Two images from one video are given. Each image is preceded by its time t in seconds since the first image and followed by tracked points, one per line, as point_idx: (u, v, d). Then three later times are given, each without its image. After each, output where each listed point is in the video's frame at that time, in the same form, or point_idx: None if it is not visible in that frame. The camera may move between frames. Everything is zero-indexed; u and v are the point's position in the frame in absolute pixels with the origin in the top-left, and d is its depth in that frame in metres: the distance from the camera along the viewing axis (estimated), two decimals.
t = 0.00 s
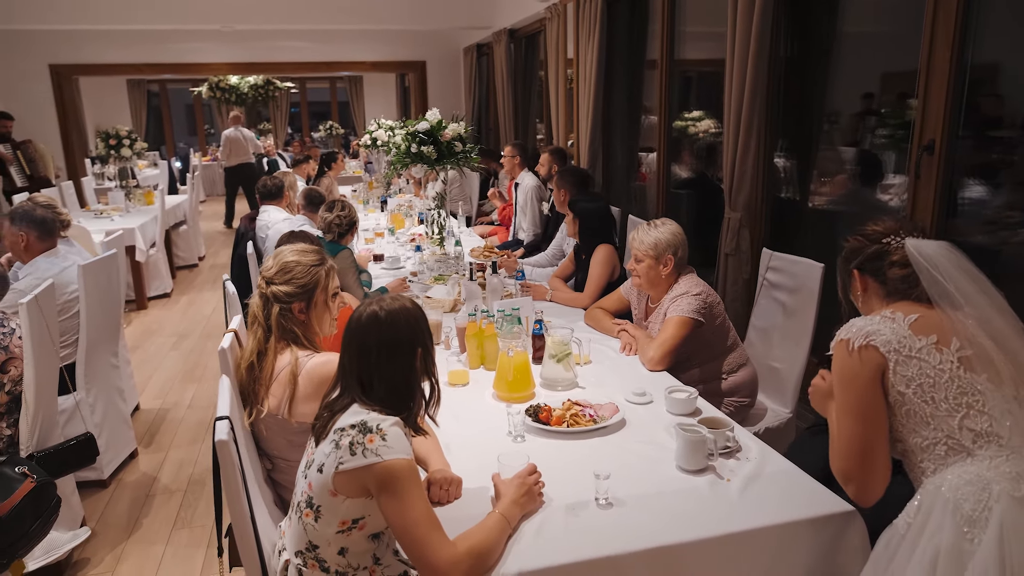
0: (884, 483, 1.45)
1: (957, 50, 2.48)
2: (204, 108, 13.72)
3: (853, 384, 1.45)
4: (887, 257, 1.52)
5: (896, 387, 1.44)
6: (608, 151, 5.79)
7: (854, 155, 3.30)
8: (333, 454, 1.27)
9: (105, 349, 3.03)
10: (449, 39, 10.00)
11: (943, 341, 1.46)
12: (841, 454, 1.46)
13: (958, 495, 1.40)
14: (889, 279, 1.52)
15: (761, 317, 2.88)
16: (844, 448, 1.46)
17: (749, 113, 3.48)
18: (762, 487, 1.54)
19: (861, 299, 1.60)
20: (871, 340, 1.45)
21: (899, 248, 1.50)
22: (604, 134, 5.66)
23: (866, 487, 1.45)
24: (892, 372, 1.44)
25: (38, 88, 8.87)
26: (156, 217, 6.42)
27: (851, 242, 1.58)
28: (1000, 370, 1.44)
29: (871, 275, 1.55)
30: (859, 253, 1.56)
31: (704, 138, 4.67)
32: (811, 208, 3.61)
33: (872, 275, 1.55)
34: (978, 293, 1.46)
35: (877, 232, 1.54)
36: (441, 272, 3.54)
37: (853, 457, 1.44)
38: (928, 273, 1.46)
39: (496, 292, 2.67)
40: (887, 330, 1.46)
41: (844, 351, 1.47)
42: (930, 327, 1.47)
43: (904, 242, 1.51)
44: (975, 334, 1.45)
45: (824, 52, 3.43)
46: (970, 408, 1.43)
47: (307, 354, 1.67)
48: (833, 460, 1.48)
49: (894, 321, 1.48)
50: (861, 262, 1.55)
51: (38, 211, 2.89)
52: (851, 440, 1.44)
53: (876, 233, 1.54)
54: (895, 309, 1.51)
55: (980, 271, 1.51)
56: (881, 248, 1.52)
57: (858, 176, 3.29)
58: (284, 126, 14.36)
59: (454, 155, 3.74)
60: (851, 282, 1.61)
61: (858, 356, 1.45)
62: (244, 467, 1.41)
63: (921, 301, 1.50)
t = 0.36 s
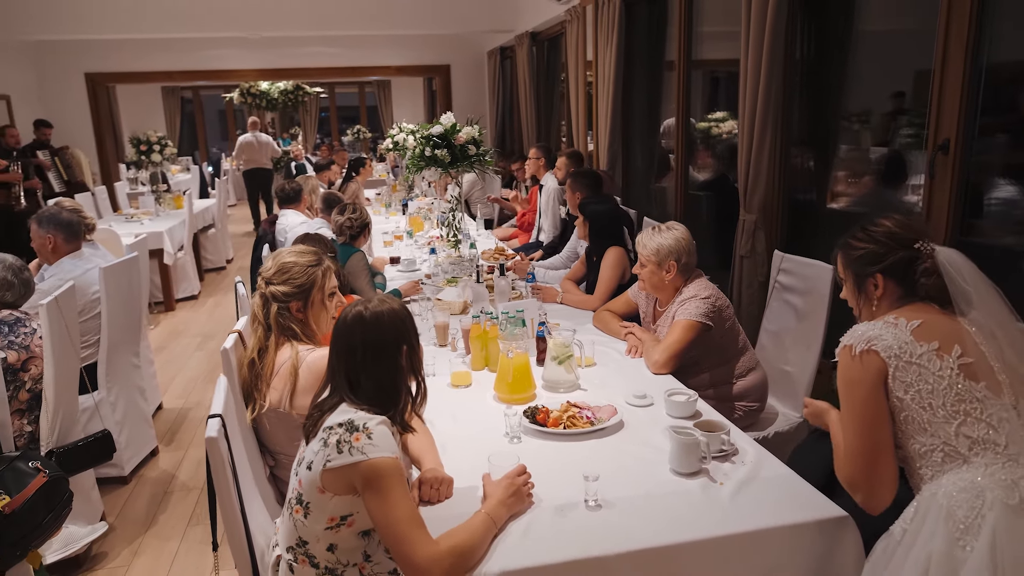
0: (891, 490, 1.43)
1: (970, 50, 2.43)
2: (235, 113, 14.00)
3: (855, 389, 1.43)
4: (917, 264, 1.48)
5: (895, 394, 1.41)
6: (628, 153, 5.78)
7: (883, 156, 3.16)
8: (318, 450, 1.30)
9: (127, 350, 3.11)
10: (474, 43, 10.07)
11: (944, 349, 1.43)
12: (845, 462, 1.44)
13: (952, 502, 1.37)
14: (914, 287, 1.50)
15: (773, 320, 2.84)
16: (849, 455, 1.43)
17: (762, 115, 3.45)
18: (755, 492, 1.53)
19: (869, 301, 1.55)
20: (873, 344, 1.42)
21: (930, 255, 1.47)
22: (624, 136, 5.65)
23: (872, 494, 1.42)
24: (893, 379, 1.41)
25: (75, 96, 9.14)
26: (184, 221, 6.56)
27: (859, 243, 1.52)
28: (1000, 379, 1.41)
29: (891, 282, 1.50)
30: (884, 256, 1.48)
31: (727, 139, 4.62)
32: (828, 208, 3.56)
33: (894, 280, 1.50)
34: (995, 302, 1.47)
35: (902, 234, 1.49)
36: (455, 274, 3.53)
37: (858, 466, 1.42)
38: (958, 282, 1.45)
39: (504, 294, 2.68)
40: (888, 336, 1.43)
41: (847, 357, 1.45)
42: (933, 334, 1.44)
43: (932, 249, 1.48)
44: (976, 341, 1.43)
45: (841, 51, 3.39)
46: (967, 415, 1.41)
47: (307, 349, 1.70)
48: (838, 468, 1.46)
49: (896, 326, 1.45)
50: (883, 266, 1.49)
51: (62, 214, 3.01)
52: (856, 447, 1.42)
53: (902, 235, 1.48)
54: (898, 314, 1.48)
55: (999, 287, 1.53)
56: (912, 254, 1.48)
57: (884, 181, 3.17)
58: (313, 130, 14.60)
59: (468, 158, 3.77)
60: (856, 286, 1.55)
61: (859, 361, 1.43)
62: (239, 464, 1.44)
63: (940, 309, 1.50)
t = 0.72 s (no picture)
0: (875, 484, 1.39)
1: (985, 51, 2.40)
2: (268, 117, 14.27)
3: (846, 379, 1.37)
4: (918, 242, 1.44)
5: (885, 386, 1.36)
6: (648, 156, 5.77)
7: (916, 158, 2.86)
8: (309, 442, 1.33)
9: (149, 348, 3.19)
10: (500, 47, 10.12)
11: (938, 340, 1.38)
12: (832, 455, 1.40)
13: (938, 503, 1.34)
14: (911, 267, 1.45)
15: (783, 325, 2.82)
16: (836, 447, 1.40)
17: (778, 120, 3.45)
18: (742, 494, 1.53)
19: (863, 282, 1.48)
20: (863, 335, 1.37)
21: (929, 233, 1.43)
22: (645, 139, 5.64)
23: (858, 490, 1.39)
24: (882, 372, 1.36)
25: (113, 101, 9.42)
26: (214, 223, 6.71)
27: (855, 221, 1.44)
28: (992, 374, 1.37)
29: (888, 262, 1.44)
30: (883, 234, 1.42)
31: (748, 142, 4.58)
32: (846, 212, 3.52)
33: (892, 260, 1.44)
34: (989, 287, 1.45)
35: (898, 209, 1.42)
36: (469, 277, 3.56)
37: (849, 456, 1.38)
38: (959, 258, 1.44)
39: (512, 296, 2.70)
40: (880, 326, 1.37)
41: (836, 347, 1.39)
42: (926, 324, 1.38)
43: (929, 227, 1.45)
44: (970, 334, 1.39)
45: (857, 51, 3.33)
46: (957, 412, 1.36)
47: (306, 347, 1.75)
48: (823, 460, 1.43)
49: (887, 314, 1.40)
50: (882, 245, 1.42)
51: (89, 213, 3.15)
52: (847, 438, 1.37)
53: (900, 210, 1.42)
54: (890, 301, 1.43)
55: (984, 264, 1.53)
56: (910, 232, 1.42)
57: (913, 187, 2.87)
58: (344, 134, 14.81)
59: (483, 161, 3.81)
60: (851, 267, 1.47)
61: (849, 353, 1.37)
62: (234, 455, 1.49)
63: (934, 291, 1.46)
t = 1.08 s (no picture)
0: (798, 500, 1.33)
1: (1001, 59, 2.36)
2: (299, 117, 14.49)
3: (799, 392, 1.28)
4: (881, 232, 1.34)
5: (842, 403, 1.28)
6: (669, 161, 5.76)
7: (944, 168, 2.68)
8: (302, 437, 1.37)
9: (168, 341, 3.27)
10: (526, 50, 10.16)
11: (905, 358, 1.27)
12: (763, 468, 1.34)
13: (885, 531, 1.28)
14: (875, 259, 1.35)
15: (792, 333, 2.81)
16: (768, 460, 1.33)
17: (793, 128, 3.43)
18: (731, 499, 1.54)
19: (826, 279, 1.38)
20: (824, 348, 1.27)
21: (893, 220, 1.34)
22: (665, 144, 5.63)
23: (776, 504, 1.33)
24: (841, 389, 1.27)
25: (146, 101, 9.64)
26: (239, 220, 6.84)
27: (812, 212, 1.34)
28: (962, 396, 1.26)
29: (853, 256, 1.35)
30: (841, 226, 1.33)
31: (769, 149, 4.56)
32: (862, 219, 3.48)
33: (856, 253, 1.34)
34: (969, 292, 1.33)
35: (858, 198, 1.33)
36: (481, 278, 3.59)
37: (784, 466, 1.30)
38: (928, 250, 1.32)
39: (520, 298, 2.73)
40: (843, 341, 1.27)
41: (791, 359, 1.29)
42: (892, 338, 1.27)
43: (892, 212, 1.34)
44: (942, 351, 1.27)
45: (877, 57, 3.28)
46: (918, 437, 1.26)
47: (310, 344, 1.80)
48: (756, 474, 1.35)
49: (850, 326, 1.29)
50: (844, 237, 1.33)
51: (111, 210, 3.24)
52: (782, 453, 1.30)
53: (861, 198, 1.33)
54: (854, 309, 1.31)
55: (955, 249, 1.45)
56: (875, 220, 1.33)
57: (937, 198, 2.67)
58: (372, 135, 14.97)
59: (499, 164, 3.85)
60: (813, 262, 1.37)
61: (803, 366, 1.28)
62: (234, 447, 1.54)
63: (902, 290, 1.35)
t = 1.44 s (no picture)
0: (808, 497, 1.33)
1: (1002, 66, 2.38)
2: (315, 119, 14.63)
3: (791, 392, 1.29)
4: (869, 231, 1.37)
5: (830, 404, 1.29)
6: (679, 165, 5.79)
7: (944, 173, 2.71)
8: (301, 427, 1.42)
9: (181, 337, 3.34)
10: (540, 53, 10.22)
11: (894, 362, 1.28)
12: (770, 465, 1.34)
13: (872, 537, 1.29)
14: (863, 258, 1.38)
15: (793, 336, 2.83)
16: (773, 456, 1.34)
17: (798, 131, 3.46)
18: (720, 495, 1.57)
19: (816, 277, 1.39)
20: (815, 348, 1.28)
21: (882, 220, 1.37)
22: (675, 148, 5.65)
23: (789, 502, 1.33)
24: (831, 390, 1.28)
25: (165, 102, 9.80)
26: (254, 220, 6.94)
27: (803, 209, 1.36)
28: (945, 402, 1.29)
29: (842, 254, 1.36)
30: (833, 223, 1.34)
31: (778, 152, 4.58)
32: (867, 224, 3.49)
33: (845, 251, 1.36)
34: (951, 297, 1.36)
35: (848, 196, 1.36)
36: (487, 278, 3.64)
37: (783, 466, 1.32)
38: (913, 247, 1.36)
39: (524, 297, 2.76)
40: (834, 340, 1.28)
41: (784, 357, 1.30)
42: (881, 341, 1.28)
43: (881, 212, 1.38)
44: (928, 355, 1.29)
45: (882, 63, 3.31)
46: (903, 441, 1.28)
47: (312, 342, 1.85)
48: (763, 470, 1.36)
49: (842, 326, 1.30)
50: (835, 234, 1.34)
51: (123, 208, 3.34)
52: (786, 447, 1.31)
53: (850, 199, 1.36)
54: (846, 307, 1.32)
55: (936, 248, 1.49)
56: (864, 219, 1.36)
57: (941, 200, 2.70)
58: (388, 136, 15.11)
59: (507, 166, 3.89)
60: (802, 259, 1.38)
61: (796, 364, 1.29)
62: (235, 436, 1.59)
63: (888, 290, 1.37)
